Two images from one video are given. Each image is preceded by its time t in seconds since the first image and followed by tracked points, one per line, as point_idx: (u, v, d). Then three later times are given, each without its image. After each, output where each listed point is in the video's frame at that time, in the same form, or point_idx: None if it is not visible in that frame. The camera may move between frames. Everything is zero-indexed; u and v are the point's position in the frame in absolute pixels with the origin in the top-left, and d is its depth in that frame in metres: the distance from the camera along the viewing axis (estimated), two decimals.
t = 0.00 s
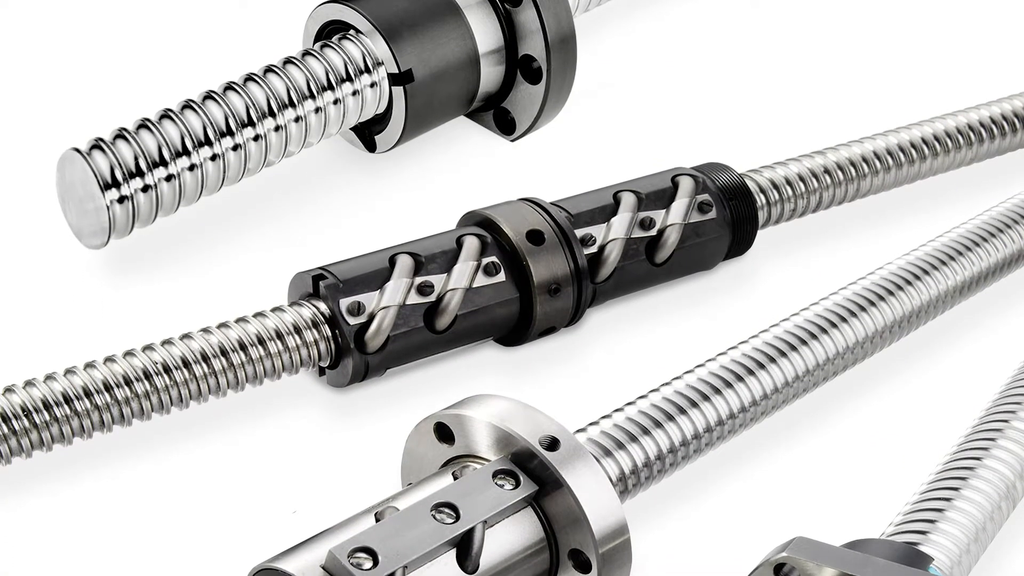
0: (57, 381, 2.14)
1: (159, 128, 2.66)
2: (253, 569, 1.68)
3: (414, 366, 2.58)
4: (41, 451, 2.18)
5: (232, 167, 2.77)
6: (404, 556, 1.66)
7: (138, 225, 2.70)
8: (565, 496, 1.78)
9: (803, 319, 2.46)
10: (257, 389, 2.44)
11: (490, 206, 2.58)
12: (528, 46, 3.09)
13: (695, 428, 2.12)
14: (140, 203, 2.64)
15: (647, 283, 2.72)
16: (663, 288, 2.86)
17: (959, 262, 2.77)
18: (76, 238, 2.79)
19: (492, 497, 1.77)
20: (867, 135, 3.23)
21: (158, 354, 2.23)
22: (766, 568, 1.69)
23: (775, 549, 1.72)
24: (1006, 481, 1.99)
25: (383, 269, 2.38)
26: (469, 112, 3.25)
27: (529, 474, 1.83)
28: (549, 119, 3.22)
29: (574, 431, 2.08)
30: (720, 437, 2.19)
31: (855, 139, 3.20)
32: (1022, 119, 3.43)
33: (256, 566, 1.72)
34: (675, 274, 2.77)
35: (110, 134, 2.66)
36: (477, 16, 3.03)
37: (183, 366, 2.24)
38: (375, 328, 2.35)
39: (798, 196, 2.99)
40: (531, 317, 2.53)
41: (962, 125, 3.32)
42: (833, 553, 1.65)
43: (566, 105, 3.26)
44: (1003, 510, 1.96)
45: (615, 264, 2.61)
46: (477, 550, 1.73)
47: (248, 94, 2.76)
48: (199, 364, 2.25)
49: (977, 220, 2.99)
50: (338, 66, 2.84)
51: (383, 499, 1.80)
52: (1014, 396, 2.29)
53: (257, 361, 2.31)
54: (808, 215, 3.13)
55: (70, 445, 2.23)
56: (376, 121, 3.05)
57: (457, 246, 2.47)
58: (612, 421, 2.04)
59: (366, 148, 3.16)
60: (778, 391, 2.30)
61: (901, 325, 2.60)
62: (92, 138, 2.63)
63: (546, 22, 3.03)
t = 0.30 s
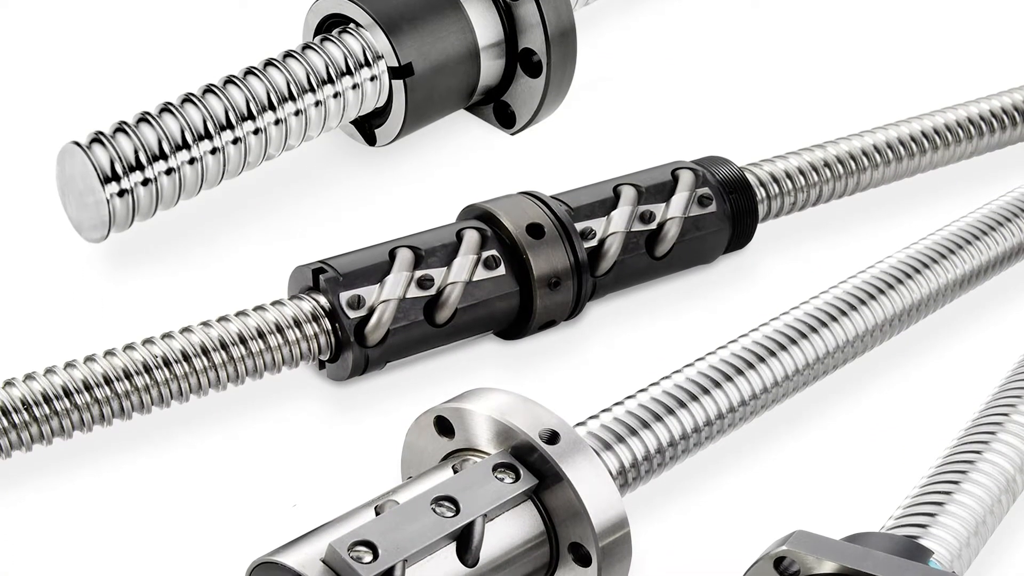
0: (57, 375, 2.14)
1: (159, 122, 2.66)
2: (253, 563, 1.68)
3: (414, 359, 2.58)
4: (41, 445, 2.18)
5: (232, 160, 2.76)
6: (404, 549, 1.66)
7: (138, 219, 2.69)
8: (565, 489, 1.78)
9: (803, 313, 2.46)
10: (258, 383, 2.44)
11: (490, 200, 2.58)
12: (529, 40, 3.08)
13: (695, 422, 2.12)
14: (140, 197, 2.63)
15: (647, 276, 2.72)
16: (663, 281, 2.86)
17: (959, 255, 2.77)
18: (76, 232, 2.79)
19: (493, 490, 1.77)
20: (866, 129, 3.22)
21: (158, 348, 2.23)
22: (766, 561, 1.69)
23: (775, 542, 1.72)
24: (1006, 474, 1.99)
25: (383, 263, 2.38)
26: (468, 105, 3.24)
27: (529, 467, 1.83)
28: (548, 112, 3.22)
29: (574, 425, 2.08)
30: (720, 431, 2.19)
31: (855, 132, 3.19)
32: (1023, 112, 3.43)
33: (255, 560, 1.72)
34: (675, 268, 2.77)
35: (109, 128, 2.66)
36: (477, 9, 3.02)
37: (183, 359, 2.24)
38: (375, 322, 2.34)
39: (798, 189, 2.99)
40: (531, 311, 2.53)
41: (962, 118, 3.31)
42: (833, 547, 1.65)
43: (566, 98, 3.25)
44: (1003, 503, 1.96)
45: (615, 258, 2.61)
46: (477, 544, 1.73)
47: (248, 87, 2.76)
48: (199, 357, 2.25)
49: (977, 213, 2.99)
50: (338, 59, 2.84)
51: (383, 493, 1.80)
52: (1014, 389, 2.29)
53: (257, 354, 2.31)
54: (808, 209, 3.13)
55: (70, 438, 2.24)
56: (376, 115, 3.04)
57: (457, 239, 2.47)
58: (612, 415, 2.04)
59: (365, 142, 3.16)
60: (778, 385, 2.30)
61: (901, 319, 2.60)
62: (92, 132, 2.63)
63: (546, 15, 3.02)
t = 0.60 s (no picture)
0: (57, 368, 2.14)
1: (159, 116, 2.65)
2: (253, 557, 1.68)
3: (414, 353, 2.58)
4: (41, 438, 2.18)
5: (232, 154, 2.76)
6: (404, 543, 1.66)
7: (138, 212, 2.69)
8: (565, 483, 1.78)
9: (803, 307, 2.46)
10: (258, 376, 2.44)
11: (490, 194, 2.58)
12: (529, 34, 3.08)
13: (695, 415, 2.12)
14: (140, 190, 2.63)
15: (647, 270, 2.72)
16: (664, 275, 2.86)
17: (959, 249, 2.77)
18: (76, 225, 2.78)
19: (493, 484, 1.77)
20: (866, 123, 3.22)
21: (158, 341, 2.23)
22: (766, 555, 1.69)
23: (775, 536, 1.72)
24: (1006, 468, 1.99)
25: (383, 256, 2.38)
26: (468, 99, 3.24)
27: (529, 461, 1.83)
28: (548, 106, 3.22)
29: (574, 418, 2.08)
30: (720, 424, 2.19)
31: (854, 126, 3.19)
32: (1023, 106, 3.42)
33: (255, 553, 1.72)
34: (675, 261, 2.77)
35: (109, 122, 2.66)
36: (477, 3, 3.02)
37: (183, 353, 2.24)
38: (375, 315, 2.34)
39: (798, 183, 2.99)
40: (531, 304, 2.53)
41: (962, 112, 3.31)
42: (833, 540, 1.65)
43: (566, 92, 3.25)
44: (1003, 497, 1.96)
45: (615, 252, 2.61)
46: (477, 538, 1.73)
47: (248, 81, 2.75)
48: (199, 351, 2.25)
49: (977, 207, 2.98)
50: (338, 53, 2.84)
51: (383, 487, 1.80)
52: (1014, 383, 2.28)
53: (257, 348, 2.31)
54: (808, 202, 3.12)
55: (70, 431, 2.24)
56: (376, 109, 3.04)
57: (457, 233, 2.47)
58: (612, 409, 2.04)
59: (365, 135, 3.16)
60: (778, 378, 2.30)
61: (901, 312, 2.59)
62: (92, 125, 2.63)
63: (546, 9, 3.02)
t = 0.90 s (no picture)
0: (57, 362, 2.14)
1: (159, 109, 2.65)
2: (254, 551, 1.68)
3: (414, 347, 2.57)
4: (41, 432, 2.18)
5: (232, 147, 2.76)
6: (404, 536, 1.66)
7: (138, 206, 2.69)
8: (565, 476, 1.78)
9: (803, 300, 2.46)
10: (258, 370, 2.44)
11: (490, 187, 2.57)
12: (529, 27, 3.07)
13: (695, 409, 2.11)
14: (140, 183, 2.63)
15: (647, 264, 2.72)
16: (664, 268, 2.86)
17: (959, 242, 2.77)
18: (75, 219, 2.78)
19: (493, 477, 1.77)
20: (866, 116, 3.21)
21: (158, 335, 2.23)
22: (766, 548, 1.69)
23: (775, 529, 1.72)
24: (1006, 462, 1.99)
25: (383, 250, 2.38)
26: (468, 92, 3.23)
27: (529, 454, 1.83)
28: (548, 99, 3.21)
29: (574, 411, 2.08)
30: (720, 418, 2.18)
31: (854, 119, 3.18)
32: (1023, 99, 3.42)
33: (256, 547, 1.72)
34: (675, 255, 2.76)
35: (110, 115, 2.65)
36: None
37: (183, 346, 2.23)
38: (375, 308, 2.34)
39: (798, 176, 2.98)
40: (531, 298, 2.53)
41: (962, 105, 3.31)
42: (833, 534, 1.65)
43: (566, 85, 3.24)
44: (1003, 491, 1.96)
45: (615, 245, 2.61)
46: (477, 531, 1.73)
47: (248, 75, 2.75)
48: (199, 344, 2.25)
49: (977, 200, 2.98)
50: (338, 47, 2.83)
51: (383, 480, 1.80)
52: (1014, 377, 2.28)
53: (257, 341, 2.31)
54: (808, 196, 3.12)
55: (71, 425, 2.23)
56: (376, 102, 3.04)
57: (457, 226, 2.46)
58: (612, 402, 2.04)
59: (365, 129, 3.15)
60: (778, 372, 2.30)
61: (901, 306, 2.59)
62: (92, 119, 2.62)
63: (546, 2, 3.01)
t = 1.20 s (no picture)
0: (57, 355, 2.13)
1: (159, 102, 2.64)
2: (253, 544, 1.68)
3: (414, 340, 2.57)
4: (41, 425, 2.18)
5: (232, 141, 2.75)
6: (404, 530, 1.66)
7: (138, 199, 2.68)
8: (565, 470, 1.78)
9: (803, 294, 2.45)
10: (258, 363, 2.44)
11: (490, 181, 2.57)
12: (529, 20, 3.07)
13: (695, 402, 2.11)
14: (140, 177, 2.62)
15: (647, 257, 2.71)
16: (664, 262, 2.85)
17: (959, 236, 2.77)
18: (75, 212, 2.78)
19: (493, 471, 1.77)
20: (866, 110, 3.21)
21: (158, 328, 2.23)
22: (766, 542, 1.69)
23: (775, 523, 1.72)
24: (1006, 455, 1.98)
25: (383, 243, 2.37)
26: (468, 86, 3.23)
27: (529, 448, 1.83)
28: (549, 93, 3.21)
29: (574, 405, 2.08)
30: (720, 411, 2.18)
31: (854, 113, 3.18)
32: (1023, 92, 3.41)
33: (256, 541, 1.72)
34: (675, 248, 2.76)
35: (110, 108, 2.65)
36: None
37: (183, 340, 2.23)
38: (375, 302, 2.34)
39: (798, 170, 2.98)
40: (531, 292, 2.53)
41: (962, 99, 3.30)
42: (833, 528, 1.65)
43: (566, 79, 3.24)
44: (1003, 484, 1.96)
45: (615, 239, 2.60)
46: (477, 524, 1.73)
47: (248, 68, 2.74)
48: (199, 338, 2.25)
49: (977, 194, 2.98)
50: (338, 40, 2.83)
51: (383, 474, 1.79)
52: (1014, 370, 2.28)
53: (257, 335, 2.30)
54: (808, 189, 3.12)
55: (71, 418, 2.23)
56: (376, 95, 3.03)
57: (457, 220, 2.46)
58: (612, 396, 2.04)
59: (365, 122, 3.15)
60: (778, 365, 2.30)
61: (901, 299, 2.59)
62: (92, 112, 2.62)
63: None
